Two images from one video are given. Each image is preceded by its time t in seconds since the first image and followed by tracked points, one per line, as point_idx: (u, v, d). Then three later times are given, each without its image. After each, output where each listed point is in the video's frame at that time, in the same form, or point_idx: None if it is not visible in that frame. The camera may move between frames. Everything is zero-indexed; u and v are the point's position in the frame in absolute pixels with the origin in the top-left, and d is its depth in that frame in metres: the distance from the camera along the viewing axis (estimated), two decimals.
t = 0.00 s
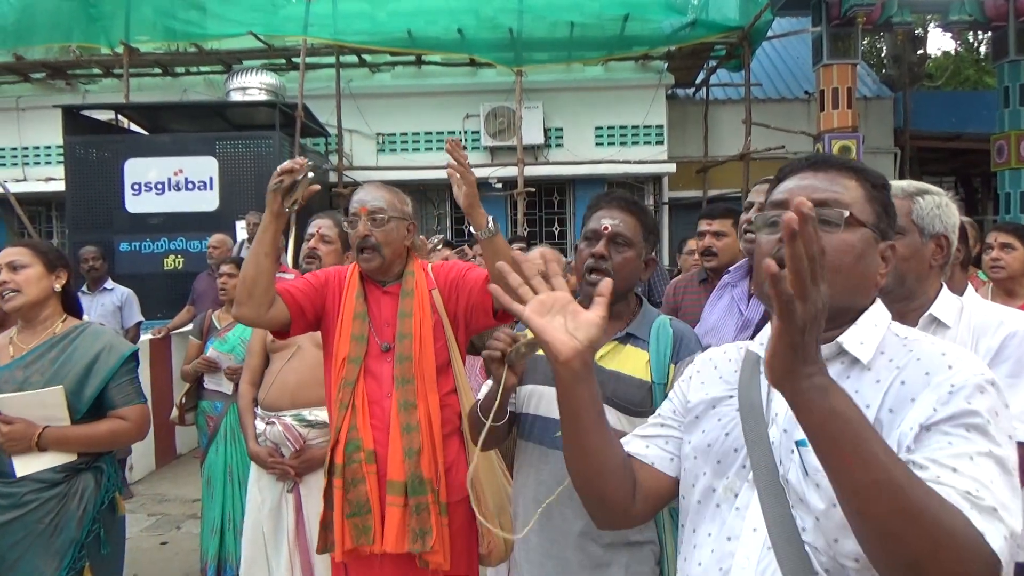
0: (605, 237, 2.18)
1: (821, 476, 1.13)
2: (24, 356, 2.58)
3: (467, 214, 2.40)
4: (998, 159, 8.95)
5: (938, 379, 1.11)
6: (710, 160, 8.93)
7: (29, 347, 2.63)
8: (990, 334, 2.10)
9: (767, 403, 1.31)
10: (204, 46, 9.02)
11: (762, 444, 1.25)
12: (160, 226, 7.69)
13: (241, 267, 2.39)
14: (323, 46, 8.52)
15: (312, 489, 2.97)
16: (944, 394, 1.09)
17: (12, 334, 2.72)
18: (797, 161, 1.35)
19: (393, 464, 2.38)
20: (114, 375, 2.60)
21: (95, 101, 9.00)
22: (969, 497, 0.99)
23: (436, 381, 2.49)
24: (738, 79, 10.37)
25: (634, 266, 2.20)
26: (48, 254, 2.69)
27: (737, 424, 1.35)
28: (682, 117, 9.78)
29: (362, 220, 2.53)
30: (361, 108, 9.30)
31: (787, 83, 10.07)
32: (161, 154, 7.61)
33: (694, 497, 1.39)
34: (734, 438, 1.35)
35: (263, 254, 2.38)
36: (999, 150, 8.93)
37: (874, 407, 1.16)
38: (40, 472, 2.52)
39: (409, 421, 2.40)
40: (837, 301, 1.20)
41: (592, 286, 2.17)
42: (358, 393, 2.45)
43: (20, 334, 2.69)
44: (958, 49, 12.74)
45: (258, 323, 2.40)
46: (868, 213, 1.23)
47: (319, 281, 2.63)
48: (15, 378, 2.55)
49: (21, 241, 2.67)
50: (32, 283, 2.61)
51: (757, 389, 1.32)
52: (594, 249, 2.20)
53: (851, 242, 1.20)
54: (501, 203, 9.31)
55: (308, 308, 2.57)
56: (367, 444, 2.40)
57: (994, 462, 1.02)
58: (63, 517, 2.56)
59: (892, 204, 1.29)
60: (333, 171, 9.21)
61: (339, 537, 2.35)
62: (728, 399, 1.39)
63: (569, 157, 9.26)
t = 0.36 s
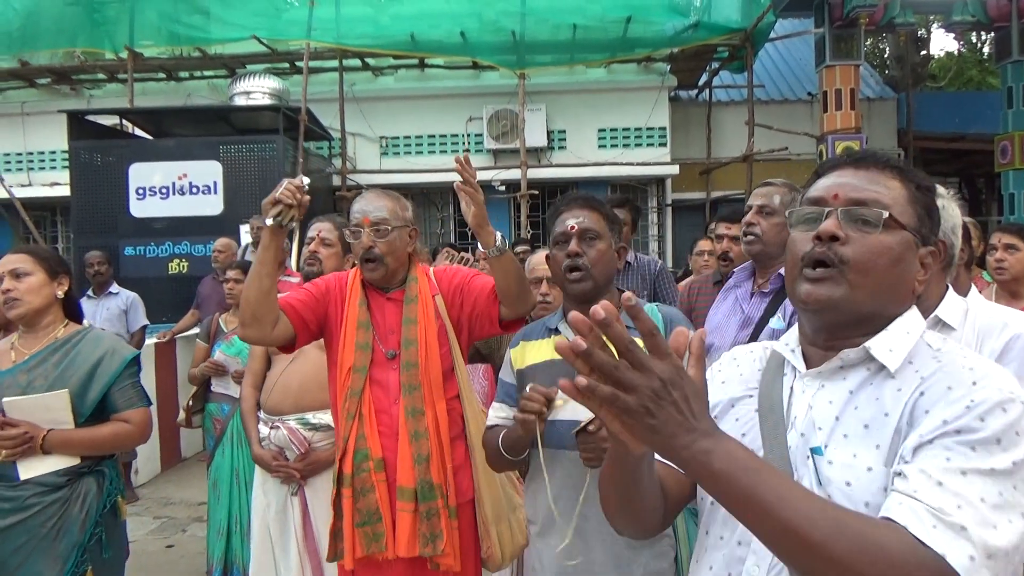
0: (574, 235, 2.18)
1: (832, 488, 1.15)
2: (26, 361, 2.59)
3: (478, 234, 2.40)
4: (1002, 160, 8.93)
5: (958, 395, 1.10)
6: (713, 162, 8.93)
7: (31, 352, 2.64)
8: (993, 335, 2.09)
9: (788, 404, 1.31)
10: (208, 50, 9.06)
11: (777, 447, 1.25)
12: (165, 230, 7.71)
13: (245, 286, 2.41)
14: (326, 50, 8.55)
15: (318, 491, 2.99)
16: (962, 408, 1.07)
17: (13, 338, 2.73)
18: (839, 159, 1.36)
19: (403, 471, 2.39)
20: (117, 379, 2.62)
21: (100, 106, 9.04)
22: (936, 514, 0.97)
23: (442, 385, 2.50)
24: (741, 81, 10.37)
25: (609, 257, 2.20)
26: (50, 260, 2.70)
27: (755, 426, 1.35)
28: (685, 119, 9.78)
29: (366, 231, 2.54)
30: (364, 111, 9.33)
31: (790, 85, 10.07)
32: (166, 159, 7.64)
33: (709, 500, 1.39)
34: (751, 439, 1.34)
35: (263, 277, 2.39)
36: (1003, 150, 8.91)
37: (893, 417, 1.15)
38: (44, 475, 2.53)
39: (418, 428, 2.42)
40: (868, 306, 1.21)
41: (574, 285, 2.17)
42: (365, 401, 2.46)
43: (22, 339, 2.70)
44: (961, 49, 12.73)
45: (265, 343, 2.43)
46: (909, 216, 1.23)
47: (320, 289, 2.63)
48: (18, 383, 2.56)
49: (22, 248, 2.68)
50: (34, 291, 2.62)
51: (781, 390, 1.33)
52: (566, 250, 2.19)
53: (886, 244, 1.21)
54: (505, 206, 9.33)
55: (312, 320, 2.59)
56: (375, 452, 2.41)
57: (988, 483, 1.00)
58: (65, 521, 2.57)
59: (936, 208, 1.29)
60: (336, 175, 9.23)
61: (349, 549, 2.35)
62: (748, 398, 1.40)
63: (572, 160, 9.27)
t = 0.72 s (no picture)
0: (595, 235, 2.17)
1: (850, 498, 1.16)
2: (29, 363, 2.59)
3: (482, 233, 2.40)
4: (1007, 160, 8.90)
5: (985, 404, 1.06)
6: (717, 163, 8.93)
7: (33, 354, 2.65)
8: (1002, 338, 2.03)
9: (808, 407, 1.31)
10: (213, 53, 9.09)
11: (798, 454, 1.27)
12: (170, 232, 7.73)
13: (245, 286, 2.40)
14: (331, 52, 8.57)
15: (317, 492, 2.99)
16: (988, 418, 1.03)
17: (13, 341, 2.73)
18: (861, 157, 1.32)
19: (410, 472, 2.39)
20: (120, 382, 2.63)
21: (105, 109, 9.08)
22: (955, 532, 0.95)
23: (449, 387, 2.50)
24: (745, 82, 10.36)
25: (626, 261, 2.20)
26: (53, 263, 2.71)
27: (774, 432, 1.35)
28: (689, 120, 9.78)
29: (374, 235, 2.55)
30: (368, 113, 9.35)
31: (794, 86, 10.06)
32: (171, 161, 7.67)
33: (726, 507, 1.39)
34: (768, 446, 1.36)
35: (264, 274, 2.39)
36: (1008, 151, 8.87)
37: (916, 425, 1.13)
38: (50, 477, 2.54)
39: (424, 428, 2.42)
40: (890, 313, 1.20)
41: (589, 285, 2.16)
42: (372, 401, 2.46)
43: (22, 341, 2.70)
44: (966, 50, 12.70)
45: (268, 342, 2.43)
46: (934, 220, 1.21)
47: (325, 291, 2.64)
48: (23, 386, 2.55)
49: (25, 249, 2.69)
50: (36, 293, 2.63)
51: (801, 394, 1.33)
52: (586, 249, 2.18)
53: (909, 250, 1.19)
54: (509, 207, 9.32)
55: (318, 321, 2.59)
56: (382, 453, 2.42)
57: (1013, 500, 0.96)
58: (70, 523, 2.58)
59: (963, 206, 1.26)
60: (340, 177, 9.25)
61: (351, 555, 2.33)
62: (765, 402, 1.41)
63: (576, 161, 9.27)
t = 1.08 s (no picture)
0: (615, 236, 2.16)
1: (872, 506, 1.15)
2: (32, 364, 2.61)
3: (484, 229, 2.41)
4: (1013, 160, 8.86)
5: (1017, 414, 1.05)
6: (722, 163, 8.91)
7: (36, 355, 2.66)
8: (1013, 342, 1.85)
9: (828, 413, 1.31)
10: (217, 55, 9.11)
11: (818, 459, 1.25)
12: (175, 233, 7.74)
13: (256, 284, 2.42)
14: (335, 53, 8.59)
15: (315, 492, 2.99)
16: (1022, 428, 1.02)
17: (18, 343, 2.75)
18: (866, 160, 1.31)
19: (415, 470, 2.39)
20: (121, 383, 2.63)
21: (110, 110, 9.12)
22: (1001, 553, 0.94)
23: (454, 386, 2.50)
24: (749, 82, 10.34)
25: (644, 264, 2.20)
26: (57, 264, 2.72)
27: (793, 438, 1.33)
28: (693, 120, 9.76)
29: (383, 232, 2.55)
30: (373, 115, 9.36)
31: (799, 86, 10.04)
32: (176, 163, 7.69)
33: (742, 512, 1.36)
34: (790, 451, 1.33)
35: (278, 272, 2.42)
36: (1014, 151, 8.83)
37: (943, 433, 1.12)
38: (49, 478, 2.54)
39: (430, 426, 2.42)
40: (906, 319, 1.19)
41: (605, 285, 2.14)
42: (377, 400, 2.46)
43: (27, 343, 2.72)
44: (972, 50, 12.65)
45: (276, 339, 2.42)
46: (945, 220, 1.19)
47: (328, 292, 2.63)
48: (24, 386, 2.57)
49: (30, 251, 2.70)
50: (39, 295, 2.63)
51: (821, 399, 1.32)
52: (605, 250, 2.17)
53: (920, 253, 1.17)
54: (514, 208, 9.32)
55: (324, 320, 2.59)
56: (387, 451, 2.41)
57: None
58: (71, 523, 2.58)
59: (977, 200, 1.23)
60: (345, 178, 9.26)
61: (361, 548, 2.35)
62: (785, 407, 1.37)
63: (580, 161, 9.27)
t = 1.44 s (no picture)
0: (595, 239, 2.14)
1: (897, 511, 1.16)
2: (44, 363, 2.61)
3: (494, 243, 2.41)
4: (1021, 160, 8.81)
5: None
6: (728, 163, 8.90)
7: (49, 355, 2.67)
8: None
9: (853, 416, 1.32)
10: (224, 56, 9.14)
11: (841, 462, 1.26)
12: (182, 234, 7.78)
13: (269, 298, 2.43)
14: (341, 54, 8.62)
15: (318, 492, 2.99)
16: None
17: (32, 342, 2.76)
18: (887, 162, 1.31)
19: (421, 471, 2.41)
20: (133, 382, 2.65)
21: (117, 112, 9.16)
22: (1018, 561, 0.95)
23: (461, 388, 2.51)
24: (755, 82, 10.33)
25: (628, 261, 2.18)
26: (70, 264, 2.74)
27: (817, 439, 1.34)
28: (699, 120, 9.75)
29: (397, 235, 2.55)
30: (379, 116, 9.38)
31: (805, 86, 10.02)
32: (183, 164, 7.71)
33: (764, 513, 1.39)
34: (812, 453, 1.34)
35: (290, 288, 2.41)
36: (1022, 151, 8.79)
37: (969, 438, 1.13)
38: (61, 477, 2.56)
39: (437, 428, 2.44)
40: (932, 321, 1.19)
41: (594, 289, 2.14)
42: (385, 402, 2.48)
43: (40, 342, 2.73)
44: (979, 49, 12.60)
45: (292, 350, 2.46)
46: (971, 222, 1.20)
47: (340, 294, 2.65)
48: (37, 385, 2.58)
49: (43, 252, 2.72)
50: (52, 294, 2.65)
51: (847, 401, 1.33)
52: (587, 255, 2.15)
53: (945, 256, 1.18)
54: (519, 209, 9.33)
55: (334, 323, 2.60)
56: (394, 453, 2.43)
57: None
58: (82, 522, 2.60)
59: (1004, 201, 1.23)
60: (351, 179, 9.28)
61: (366, 547, 2.37)
62: (811, 408, 1.39)
63: (585, 162, 9.27)
